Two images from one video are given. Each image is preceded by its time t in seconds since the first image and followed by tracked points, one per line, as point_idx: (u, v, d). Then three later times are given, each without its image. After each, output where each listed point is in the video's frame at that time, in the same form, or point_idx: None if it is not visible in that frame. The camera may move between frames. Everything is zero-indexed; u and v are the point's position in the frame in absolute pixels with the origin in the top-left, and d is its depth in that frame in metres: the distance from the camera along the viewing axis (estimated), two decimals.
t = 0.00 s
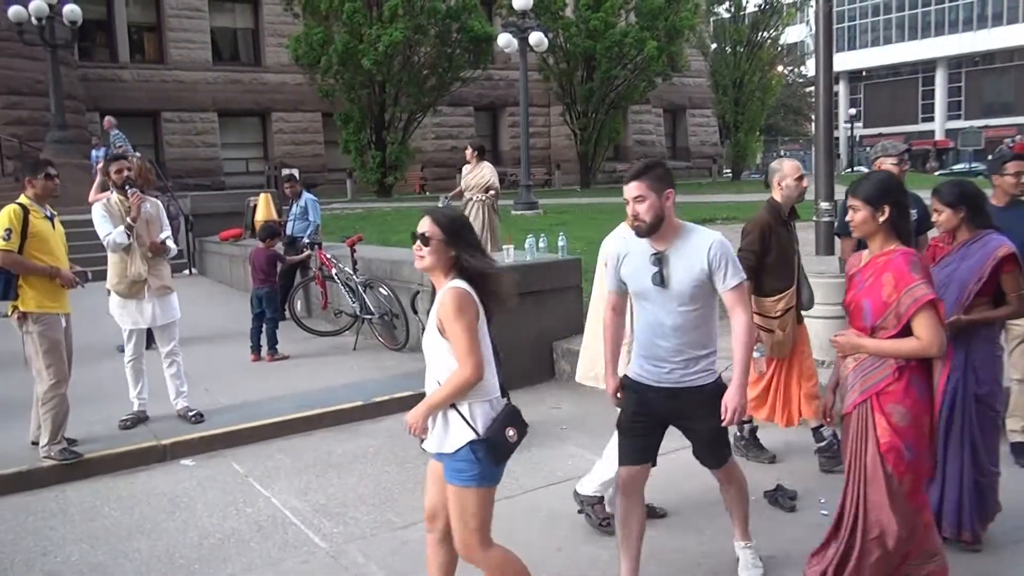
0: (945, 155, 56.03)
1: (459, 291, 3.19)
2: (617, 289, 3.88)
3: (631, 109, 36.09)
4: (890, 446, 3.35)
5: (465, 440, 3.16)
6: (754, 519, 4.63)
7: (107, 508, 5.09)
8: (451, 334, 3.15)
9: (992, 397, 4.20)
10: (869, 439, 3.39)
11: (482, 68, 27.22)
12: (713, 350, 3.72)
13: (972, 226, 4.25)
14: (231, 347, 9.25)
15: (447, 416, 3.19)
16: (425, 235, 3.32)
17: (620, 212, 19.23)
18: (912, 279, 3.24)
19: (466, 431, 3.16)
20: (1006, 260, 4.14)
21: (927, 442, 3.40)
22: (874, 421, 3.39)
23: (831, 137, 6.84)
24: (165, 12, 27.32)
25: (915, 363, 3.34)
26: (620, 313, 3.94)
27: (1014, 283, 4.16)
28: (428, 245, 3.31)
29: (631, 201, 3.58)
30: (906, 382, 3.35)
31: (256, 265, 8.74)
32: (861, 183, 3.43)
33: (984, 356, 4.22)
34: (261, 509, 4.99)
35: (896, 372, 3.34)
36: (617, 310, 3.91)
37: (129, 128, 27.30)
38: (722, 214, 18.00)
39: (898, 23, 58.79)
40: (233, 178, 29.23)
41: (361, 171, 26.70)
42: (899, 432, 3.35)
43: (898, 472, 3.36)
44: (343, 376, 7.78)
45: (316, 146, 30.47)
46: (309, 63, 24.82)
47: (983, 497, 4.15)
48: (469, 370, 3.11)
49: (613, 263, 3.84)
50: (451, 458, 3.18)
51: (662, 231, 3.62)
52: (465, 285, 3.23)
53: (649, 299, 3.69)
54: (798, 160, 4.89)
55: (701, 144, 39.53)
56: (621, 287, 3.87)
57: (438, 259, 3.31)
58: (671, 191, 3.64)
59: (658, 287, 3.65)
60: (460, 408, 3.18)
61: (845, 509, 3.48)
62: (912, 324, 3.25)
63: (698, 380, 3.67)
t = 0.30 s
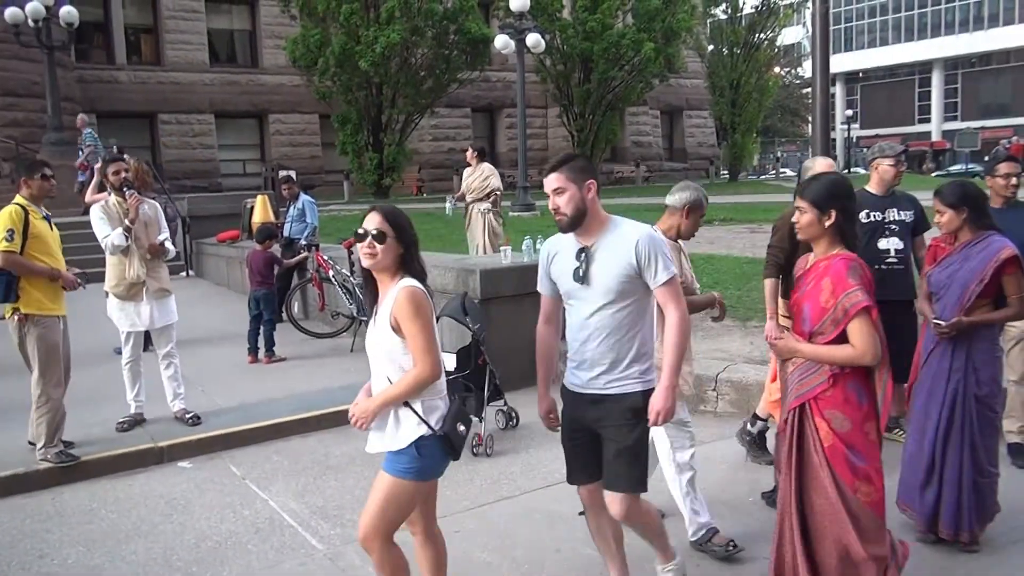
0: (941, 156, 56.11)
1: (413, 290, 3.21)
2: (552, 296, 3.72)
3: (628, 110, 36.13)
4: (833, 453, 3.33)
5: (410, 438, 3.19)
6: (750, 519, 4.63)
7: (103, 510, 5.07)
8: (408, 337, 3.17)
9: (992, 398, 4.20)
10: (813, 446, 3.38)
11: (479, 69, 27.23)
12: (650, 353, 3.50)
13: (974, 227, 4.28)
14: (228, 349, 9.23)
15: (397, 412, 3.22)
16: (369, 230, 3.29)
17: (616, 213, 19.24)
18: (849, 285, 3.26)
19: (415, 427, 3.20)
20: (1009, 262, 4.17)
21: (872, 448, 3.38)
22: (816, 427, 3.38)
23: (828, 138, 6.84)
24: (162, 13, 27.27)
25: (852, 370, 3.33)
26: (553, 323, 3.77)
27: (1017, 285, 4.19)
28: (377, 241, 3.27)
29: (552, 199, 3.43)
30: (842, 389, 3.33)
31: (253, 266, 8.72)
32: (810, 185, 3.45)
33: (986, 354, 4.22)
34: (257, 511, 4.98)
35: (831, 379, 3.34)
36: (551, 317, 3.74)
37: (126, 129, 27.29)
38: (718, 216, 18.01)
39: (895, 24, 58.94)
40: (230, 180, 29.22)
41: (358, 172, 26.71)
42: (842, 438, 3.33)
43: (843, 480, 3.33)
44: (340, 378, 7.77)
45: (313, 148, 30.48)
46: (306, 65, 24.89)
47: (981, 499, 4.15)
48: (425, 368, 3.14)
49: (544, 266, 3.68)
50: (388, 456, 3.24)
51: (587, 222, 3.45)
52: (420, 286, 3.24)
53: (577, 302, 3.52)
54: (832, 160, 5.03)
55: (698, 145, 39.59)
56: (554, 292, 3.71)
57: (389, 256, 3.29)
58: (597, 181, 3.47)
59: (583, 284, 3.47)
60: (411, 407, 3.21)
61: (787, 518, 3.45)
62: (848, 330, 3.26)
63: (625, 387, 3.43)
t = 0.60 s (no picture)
0: (938, 157, 56.19)
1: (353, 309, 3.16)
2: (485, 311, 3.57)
3: (625, 112, 36.17)
4: (775, 457, 3.33)
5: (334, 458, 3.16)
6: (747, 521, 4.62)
7: (100, 512, 5.07)
8: (346, 354, 3.13)
9: (995, 399, 4.21)
10: (756, 453, 3.36)
11: (476, 71, 27.25)
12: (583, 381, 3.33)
13: (972, 229, 4.28)
14: (224, 351, 9.21)
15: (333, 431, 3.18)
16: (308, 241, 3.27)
17: (613, 214, 19.25)
18: (786, 289, 3.22)
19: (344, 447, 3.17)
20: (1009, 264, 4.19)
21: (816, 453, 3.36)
22: (758, 434, 3.36)
23: (824, 139, 6.84)
24: (159, 15, 27.25)
25: (793, 373, 3.30)
26: (483, 339, 3.60)
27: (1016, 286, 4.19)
28: (318, 253, 3.25)
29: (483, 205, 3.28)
30: (783, 393, 3.31)
31: (249, 267, 8.69)
32: (748, 190, 3.44)
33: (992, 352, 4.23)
34: (255, 513, 4.98)
35: (771, 384, 3.31)
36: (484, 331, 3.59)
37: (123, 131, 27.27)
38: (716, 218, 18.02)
39: (891, 26, 59.08)
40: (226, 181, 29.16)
41: (356, 174, 26.68)
42: (783, 443, 3.32)
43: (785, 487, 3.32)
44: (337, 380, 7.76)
45: (310, 150, 30.49)
46: (303, 66, 24.90)
47: (987, 502, 4.17)
48: (363, 387, 3.10)
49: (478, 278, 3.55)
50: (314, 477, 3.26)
51: (522, 241, 3.27)
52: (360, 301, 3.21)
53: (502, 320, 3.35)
54: (852, 156, 4.91)
55: (694, 147, 39.64)
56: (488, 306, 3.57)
57: (328, 271, 3.27)
58: (536, 199, 3.31)
59: (511, 307, 3.30)
60: (347, 428, 3.18)
61: (734, 524, 3.44)
62: (786, 332, 3.22)
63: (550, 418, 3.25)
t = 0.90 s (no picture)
0: (934, 159, 56.25)
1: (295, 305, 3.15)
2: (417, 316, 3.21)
3: (622, 113, 36.20)
4: (696, 459, 3.28)
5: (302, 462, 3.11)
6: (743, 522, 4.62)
7: (97, 514, 5.06)
8: (294, 347, 3.09)
9: (990, 398, 4.24)
10: (681, 455, 3.29)
11: (473, 72, 27.25)
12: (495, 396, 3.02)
13: (964, 231, 4.28)
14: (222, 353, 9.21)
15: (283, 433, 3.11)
16: (241, 241, 3.16)
17: (611, 216, 19.27)
18: (720, 287, 3.19)
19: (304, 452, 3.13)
20: (1003, 267, 4.20)
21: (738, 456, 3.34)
22: (686, 433, 3.29)
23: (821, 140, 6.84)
24: (155, 16, 27.22)
25: (726, 375, 3.27)
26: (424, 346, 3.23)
27: (1009, 289, 4.23)
28: (259, 254, 3.14)
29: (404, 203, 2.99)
30: (714, 395, 3.26)
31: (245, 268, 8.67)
32: (679, 192, 3.39)
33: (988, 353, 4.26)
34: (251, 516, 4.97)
35: (704, 386, 3.26)
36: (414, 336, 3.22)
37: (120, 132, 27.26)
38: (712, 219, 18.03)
39: (888, 28, 59.18)
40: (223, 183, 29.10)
41: (352, 175, 26.65)
42: (709, 445, 3.27)
43: (707, 490, 3.28)
44: (335, 381, 7.76)
45: (307, 151, 30.48)
46: (300, 68, 24.88)
47: (983, 501, 4.20)
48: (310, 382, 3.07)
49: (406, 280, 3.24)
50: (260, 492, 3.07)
51: (440, 241, 2.98)
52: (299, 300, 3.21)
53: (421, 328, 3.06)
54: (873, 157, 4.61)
55: (692, 148, 39.67)
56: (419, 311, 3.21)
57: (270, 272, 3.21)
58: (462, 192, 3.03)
59: (424, 309, 3.01)
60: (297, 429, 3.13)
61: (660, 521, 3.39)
62: (720, 332, 3.21)
63: (462, 433, 2.96)
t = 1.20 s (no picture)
0: (931, 160, 56.37)
1: (192, 359, 2.88)
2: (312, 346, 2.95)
3: (619, 115, 36.23)
4: (634, 458, 3.20)
5: (247, 474, 3.03)
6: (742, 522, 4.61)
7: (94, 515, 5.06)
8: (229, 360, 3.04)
9: (970, 397, 4.22)
10: (618, 456, 3.21)
11: (471, 73, 27.26)
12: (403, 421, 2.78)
13: (934, 234, 4.29)
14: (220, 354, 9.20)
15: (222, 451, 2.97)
16: (167, 253, 2.97)
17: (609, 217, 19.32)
18: (658, 291, 3.16)
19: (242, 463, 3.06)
20: (972, 267, 4.23)
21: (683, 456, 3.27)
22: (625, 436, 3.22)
23: (819, 143, 6.84)
24: (152, 17, 27.18)
25: (668, 376, 3.22)
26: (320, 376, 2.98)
27: (983, 287, 4.23)
28: (188, 268, 2.98)
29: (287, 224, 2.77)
30: (658, 396, 3.21)
31: (242, 270, 8.62)
32: (615, 197, 3.37)
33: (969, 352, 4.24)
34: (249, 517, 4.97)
35: (648, 386, 3.20)
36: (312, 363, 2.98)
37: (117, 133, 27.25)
38: (709, 220, 18.06)
39: (885, 29, 59.29)
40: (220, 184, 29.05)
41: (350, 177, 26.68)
42: (650, 443, 3.20)
43: (646, 490, 3.20)
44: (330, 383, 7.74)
45: (305, 152, 30.48)
46: (297, 69, 24.86)
47: (961, 501, 4.18)
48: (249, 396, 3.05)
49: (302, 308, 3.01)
50: (209, 519, 2.89)
51: (329, 263, 2.76)
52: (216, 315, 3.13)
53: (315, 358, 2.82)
54: (904, 164, 4.79)
55: (689, 149, 39.71)
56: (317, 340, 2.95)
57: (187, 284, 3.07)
58: (350, 210, 2.83)
59: (318, 337, 2.78)
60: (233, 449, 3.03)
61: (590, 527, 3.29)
62: (661, 335, 3.16)
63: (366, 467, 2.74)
